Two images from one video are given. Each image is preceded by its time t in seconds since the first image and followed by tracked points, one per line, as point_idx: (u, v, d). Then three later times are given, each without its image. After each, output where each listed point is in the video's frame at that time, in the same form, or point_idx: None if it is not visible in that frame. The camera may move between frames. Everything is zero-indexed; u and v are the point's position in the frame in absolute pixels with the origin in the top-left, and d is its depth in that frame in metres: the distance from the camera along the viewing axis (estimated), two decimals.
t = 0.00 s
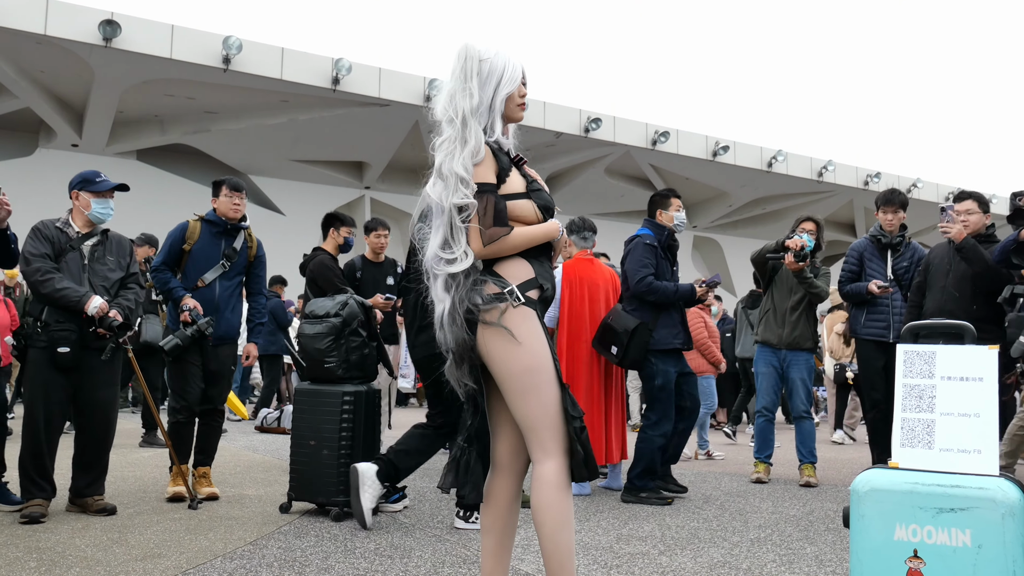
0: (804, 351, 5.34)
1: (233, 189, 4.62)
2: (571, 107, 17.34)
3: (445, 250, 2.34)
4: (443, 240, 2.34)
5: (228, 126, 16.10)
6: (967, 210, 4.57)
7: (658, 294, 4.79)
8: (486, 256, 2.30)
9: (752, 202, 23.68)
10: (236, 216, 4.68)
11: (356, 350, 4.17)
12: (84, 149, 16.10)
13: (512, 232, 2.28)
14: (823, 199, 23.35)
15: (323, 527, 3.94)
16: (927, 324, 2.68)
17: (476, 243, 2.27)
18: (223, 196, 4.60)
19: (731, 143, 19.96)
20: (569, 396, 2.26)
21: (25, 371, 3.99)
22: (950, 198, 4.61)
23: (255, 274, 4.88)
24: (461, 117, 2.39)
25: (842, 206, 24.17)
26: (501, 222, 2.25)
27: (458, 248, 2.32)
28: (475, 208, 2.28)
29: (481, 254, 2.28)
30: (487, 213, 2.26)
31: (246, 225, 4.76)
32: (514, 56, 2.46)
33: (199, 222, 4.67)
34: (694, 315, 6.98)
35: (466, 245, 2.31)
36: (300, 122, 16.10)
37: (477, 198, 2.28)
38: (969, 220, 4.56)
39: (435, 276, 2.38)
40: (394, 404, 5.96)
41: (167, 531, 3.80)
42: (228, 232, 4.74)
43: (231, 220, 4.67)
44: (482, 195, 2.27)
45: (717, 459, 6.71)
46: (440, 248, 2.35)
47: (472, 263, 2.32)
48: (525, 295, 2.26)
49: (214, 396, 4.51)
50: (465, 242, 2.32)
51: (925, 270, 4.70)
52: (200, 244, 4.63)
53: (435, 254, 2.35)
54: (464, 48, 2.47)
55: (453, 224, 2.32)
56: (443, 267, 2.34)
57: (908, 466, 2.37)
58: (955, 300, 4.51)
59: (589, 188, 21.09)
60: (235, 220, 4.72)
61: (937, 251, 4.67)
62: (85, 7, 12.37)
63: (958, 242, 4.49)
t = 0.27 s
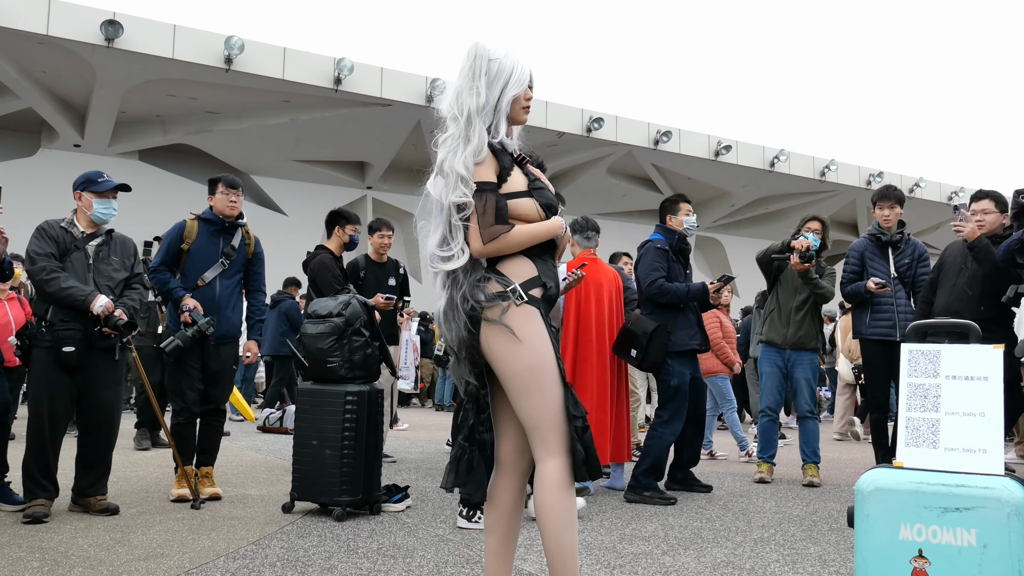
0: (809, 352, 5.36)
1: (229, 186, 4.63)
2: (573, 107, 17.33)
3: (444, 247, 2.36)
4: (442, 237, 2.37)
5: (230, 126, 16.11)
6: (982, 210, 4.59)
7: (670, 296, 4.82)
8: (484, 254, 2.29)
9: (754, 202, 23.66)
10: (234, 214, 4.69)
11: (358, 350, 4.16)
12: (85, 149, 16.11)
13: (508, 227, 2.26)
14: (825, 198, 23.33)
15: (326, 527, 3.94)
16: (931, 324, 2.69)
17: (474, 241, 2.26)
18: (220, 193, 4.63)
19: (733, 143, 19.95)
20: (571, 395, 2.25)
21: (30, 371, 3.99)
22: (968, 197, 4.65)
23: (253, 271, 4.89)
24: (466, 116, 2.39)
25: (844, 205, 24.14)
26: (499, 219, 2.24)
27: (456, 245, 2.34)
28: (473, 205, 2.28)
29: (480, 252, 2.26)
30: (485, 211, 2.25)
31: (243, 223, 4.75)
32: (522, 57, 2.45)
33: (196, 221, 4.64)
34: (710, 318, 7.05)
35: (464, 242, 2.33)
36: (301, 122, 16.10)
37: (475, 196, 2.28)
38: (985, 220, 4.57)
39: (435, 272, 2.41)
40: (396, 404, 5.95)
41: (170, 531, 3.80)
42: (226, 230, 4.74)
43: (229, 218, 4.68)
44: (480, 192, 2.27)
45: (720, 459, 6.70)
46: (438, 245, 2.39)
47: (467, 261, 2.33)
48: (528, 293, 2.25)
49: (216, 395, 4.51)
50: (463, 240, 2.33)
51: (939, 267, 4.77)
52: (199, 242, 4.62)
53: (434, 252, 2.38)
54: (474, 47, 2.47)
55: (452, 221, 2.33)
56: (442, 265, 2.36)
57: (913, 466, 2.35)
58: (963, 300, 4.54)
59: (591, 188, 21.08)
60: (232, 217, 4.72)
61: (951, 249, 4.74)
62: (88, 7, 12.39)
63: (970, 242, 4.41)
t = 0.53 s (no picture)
0: (813, 351, 5.34)
1: (223, 183, 4.58)
2: (575, 107, 17.35)
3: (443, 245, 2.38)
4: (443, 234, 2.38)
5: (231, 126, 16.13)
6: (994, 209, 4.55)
7: (682, 296, 4.81)
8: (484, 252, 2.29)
9: (755, 202, 23.67)
10: (228, 211, 4.66)
11: (361, 349, 4.17)
12: (88, 149, 16.13)
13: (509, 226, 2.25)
14: (827, 198, 23.34)
15: (328, 526, 3.93)
16: (932, 321, 2.66)
17: (474, 239, 2.25)
18: (214, 190, 4.59)
19: (735, 143, 19.96)
20: (573, 393, 2.25)
21: (33, 370, 4.00)
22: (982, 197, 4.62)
23: (249, 268, 4.88)
24: (471, 114, 2.39)
25: (846, 205, 24.14)
26: (498, 218, 2.23)
27: (456, 243, 2.35)
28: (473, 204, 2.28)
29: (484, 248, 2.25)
30: (485, 210, 2.24)
31: (239, 220, 4.73)
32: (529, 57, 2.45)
33: (191, 218, 4.63)
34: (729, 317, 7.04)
35: (463, 240, 2.34)
36: (303, 122, 16.11)
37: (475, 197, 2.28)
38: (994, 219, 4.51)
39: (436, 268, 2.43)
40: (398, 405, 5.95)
41: (172, 530, 3.80)
42: (221, 228, 4.73)
43: (223, 216, 4.65)
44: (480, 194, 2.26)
45: (722, 459, 6.70)
46: (437, 243, 2.40)
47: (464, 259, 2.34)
48: (529, 292, 2.25)
49: (218, 394, 4.50)
50: (462, 238, 2.35)
51: (949, 264, 4.78)
52: (195, 240, 4.62)
53: (433, 248, 2.40)
54: (481, 45, 2.47)
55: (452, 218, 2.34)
56: (441, 262, 2.37)
57: (917, 464, 2.36)
58: (971, 301, 4.55)
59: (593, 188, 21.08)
60: (227, 215, 4.70)
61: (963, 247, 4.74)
62: (91, 7, 12.41)
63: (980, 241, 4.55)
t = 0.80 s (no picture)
0: (816, 351, 5.32)
1: (218, 184, 4.56)
2: (577, 107, 17.35)
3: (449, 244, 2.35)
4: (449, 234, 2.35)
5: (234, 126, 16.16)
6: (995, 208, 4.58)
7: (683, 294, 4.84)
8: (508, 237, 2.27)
9: (758, 202, 23.65)
10: (224, 213, 4.63)
11: (364, 348, 4.17)
12: (91, 150, 16.16)
13: (528, 200, 2.21)
14: (830, 198, 23.31)
15: (331, 526, 3.94)
16: (935, 321, 2.64)
17: (497, 223, 2.23)
18: (209, 192, 4.56)
19: (738, 142, 19.95)
20: (575, 394, 2.25)
21: (36, 370, 4.00)
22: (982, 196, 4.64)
23: (246, 270, 4.83)
24: (473, 113, 2.39)
25: (850, 205, 24.12)
26: (518, 202, 2.21)
27: (463, 241, 2.33)
28: (486, 196, 2.27)
29: (510, 232, 2.23)
30: (504, 195, 2.24)
31: (234, 222, 4.70)
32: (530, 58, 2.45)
33: (187, 221, 4.59)
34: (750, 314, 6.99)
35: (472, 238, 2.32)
36: (306, 122, 16.12)
37: (490, 185, 2.27)
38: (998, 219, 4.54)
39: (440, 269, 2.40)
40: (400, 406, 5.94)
41: (175, 530, 3.81)
42: (217, 230, 4.69)
43: (219, 218, 4.63)
44: (494, 182, 2.26)
45: (726, 459, 6.70)
46: (443, 241, 2.36)
47: (472, 259, 2.33)
48: (530, 292, 2.25)
49: (223, 394, 4.49)
50: (470, 235, 2.33)
51: (953, 264, 4.72)
52: (192, 243, 4.59)
53: (438, 247, 2.36)
54: (482, 45, 2.47)
55: (460, 216, 2.33)
56: (446, 261, 2.35)
57: (921, 464, 2.35)
58: (976, 300, 4.52)
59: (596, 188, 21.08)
60: (223, 217, 4.68)
61: (966, 246, 4.69)
62: (94, 7, 12.44)
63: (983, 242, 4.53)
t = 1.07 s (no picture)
0: (817, 352, 5.31)
1: (217, 185, 4.56)
2: (579, 107, 17.36)
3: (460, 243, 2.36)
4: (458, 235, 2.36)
5: (236, 127, 16.18)
6: (994, 208, 4.57)
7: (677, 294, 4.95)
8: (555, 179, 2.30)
9: (760, 202, 23.64)
10: (223, 213, 4.62)
11: (366, 349, 4.17)
12: (93, 150, 16.19)
13: (546, 135, 2.30)
14: (832, 198, 23.29)
15: (333, 526, 3.94)
16: (938, 322, 2.63)
17: (548, 165, 2.25)
18: (208, 192, 4.56)
19: (740, 142, 19.94)
20: (577, 394, 2.26)
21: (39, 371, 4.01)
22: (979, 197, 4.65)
23: (246, 270, 4.82)
24: (475, 113, 2.39)
25: (852, 205, 24.10)
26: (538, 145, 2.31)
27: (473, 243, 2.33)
28: (512, 166, 2.28)
29: (562, 161, 2.27)
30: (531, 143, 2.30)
31: (234, 223, 4.70)
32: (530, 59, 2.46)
33: (186, 222, 4.58)
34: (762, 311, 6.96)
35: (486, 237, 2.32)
36: (308, 122, 16.14)
37: (512, 150, 2.30)
38: (996, 219, 4.54)
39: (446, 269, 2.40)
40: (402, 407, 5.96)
41: (178, 530, 3.81)
42: (217, 230, 4.68)
43: (218, 218, 4.62)
44: (513, 150, 2.29)
45: (727, 459, 6.69)
46: (450, 244, 2.38)
47: (485, 259, 2.32)
48: (532, 292, 2.25)
49: (226, 393, 4.50)
50: (483, 236, 2.33)
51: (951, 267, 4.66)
52: (191, 244, 4.58)
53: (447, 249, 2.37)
54: (482, 46, 2.47)
55: (469, 215, 2.33)
56: (452, 263, 2.35)
57: (922, 463, 2.35)
58: (977, 300, 4.49)
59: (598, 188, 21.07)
60: (222, 217, 4.67)
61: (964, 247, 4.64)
62: (97, 8, 12.47)
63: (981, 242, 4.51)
